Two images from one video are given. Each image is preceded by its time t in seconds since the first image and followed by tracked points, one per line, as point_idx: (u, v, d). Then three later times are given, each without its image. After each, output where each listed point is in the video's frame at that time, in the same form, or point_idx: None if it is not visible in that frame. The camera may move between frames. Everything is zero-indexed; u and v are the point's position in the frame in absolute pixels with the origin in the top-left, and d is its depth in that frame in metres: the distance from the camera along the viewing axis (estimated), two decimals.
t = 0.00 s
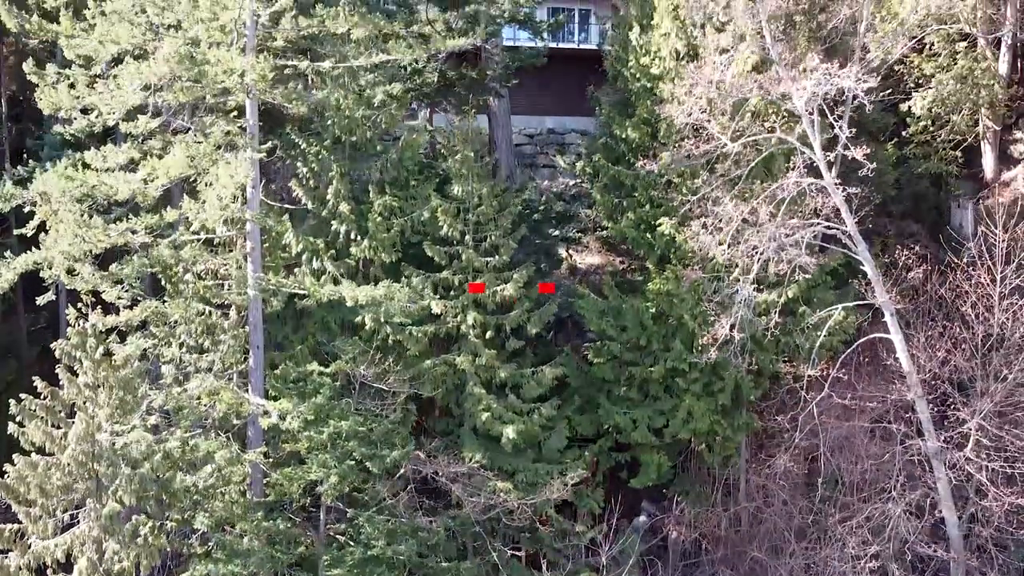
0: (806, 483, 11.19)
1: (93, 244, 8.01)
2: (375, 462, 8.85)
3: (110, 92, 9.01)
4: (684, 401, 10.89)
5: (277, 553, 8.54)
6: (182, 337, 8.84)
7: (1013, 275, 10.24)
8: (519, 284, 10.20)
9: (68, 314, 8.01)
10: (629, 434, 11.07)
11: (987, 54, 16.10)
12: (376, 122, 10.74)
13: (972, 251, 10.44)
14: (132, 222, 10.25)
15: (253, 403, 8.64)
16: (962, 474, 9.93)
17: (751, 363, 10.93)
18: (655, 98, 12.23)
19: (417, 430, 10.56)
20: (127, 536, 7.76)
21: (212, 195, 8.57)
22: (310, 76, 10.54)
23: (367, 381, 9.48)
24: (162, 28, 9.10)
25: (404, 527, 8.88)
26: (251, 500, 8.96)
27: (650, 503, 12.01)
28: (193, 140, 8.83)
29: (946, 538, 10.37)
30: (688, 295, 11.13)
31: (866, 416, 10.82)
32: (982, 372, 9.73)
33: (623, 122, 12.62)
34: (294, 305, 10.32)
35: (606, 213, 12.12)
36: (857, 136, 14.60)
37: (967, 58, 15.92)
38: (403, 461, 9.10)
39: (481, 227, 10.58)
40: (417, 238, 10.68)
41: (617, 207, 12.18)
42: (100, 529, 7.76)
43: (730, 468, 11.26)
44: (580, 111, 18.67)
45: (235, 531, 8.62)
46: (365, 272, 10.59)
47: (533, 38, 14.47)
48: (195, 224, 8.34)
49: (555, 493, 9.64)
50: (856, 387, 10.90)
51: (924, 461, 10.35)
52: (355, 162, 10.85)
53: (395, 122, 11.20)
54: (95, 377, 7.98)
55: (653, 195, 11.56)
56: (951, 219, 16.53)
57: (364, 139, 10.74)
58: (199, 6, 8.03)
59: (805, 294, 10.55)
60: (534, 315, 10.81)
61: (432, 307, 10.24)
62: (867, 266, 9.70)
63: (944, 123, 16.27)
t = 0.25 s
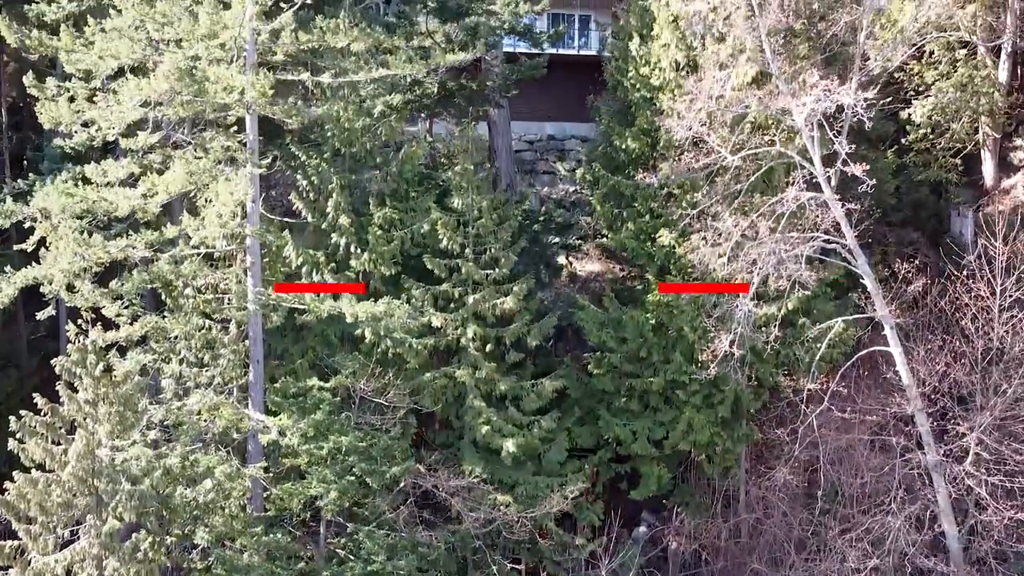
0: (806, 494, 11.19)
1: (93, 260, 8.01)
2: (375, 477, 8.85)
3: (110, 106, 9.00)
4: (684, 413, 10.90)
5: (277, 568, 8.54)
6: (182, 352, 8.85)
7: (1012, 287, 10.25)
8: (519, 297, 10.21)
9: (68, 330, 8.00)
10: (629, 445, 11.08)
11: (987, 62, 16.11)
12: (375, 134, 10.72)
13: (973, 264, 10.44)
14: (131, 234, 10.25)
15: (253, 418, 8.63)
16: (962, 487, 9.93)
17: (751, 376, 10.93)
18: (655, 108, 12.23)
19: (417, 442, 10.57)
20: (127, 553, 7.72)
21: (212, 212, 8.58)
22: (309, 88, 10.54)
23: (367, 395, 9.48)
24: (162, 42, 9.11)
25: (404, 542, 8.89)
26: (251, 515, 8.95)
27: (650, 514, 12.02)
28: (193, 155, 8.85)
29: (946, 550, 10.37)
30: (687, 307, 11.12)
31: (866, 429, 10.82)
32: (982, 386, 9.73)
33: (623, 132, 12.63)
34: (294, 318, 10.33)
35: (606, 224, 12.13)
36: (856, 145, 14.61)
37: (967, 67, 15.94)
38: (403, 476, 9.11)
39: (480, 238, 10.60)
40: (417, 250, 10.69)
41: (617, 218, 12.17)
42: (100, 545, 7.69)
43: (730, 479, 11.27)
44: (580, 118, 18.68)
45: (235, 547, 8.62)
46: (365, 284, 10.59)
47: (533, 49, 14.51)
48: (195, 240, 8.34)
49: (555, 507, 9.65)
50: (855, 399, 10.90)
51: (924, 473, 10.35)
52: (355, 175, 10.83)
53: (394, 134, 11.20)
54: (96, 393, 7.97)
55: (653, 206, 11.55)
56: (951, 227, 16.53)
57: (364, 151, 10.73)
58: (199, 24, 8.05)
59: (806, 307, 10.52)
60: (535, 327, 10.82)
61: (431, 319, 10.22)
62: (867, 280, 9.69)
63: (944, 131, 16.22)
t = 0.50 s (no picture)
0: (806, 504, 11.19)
1: (95, 274, 8.02)
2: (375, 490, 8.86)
3: (110, 118, 9.01)
4: (684, 424, 10.90)
5: None
6: (183, 365, 8.85)
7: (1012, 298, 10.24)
8: (520, 309, 10.21)
9: (69, 345, 8.01)
10: (629, 456, 11.09)
11: (987, 68, 16.11)
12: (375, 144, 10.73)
13: (973, 275, 10.44)
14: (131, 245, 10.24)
15: (253, 433, 8.60)
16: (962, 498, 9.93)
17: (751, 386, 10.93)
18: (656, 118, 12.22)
19: (417, 453, 10.58)
20: (129, 567, 7.68)
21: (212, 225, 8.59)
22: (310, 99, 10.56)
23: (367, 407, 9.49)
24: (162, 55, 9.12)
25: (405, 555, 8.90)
26: (251, 529, 8.94)
27: (650, 523, 12.03)
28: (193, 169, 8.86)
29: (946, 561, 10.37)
30: (688, 318, 11.12)
31: (866, 439, 10.82)
32: (982, 397, 9.72)
33: (623, 141, 12.63)
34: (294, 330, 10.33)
35: (607, 233, 12.13)
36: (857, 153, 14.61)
37: (967, 73, 15.94)
38: (403, 489, 9.12)
39: (480, 250, 10.60)
40: (417, 261, 10.70)
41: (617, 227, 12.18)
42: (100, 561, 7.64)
43: (730, 490, 11.27)
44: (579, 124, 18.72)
45: (235, 560, 8.62)
46: (365, 295, 10.60)
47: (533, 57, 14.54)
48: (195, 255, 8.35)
49: (555, 519, 9.65)
50: (855, 409, 10.90)
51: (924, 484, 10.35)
52: (356, 185, 10.83)
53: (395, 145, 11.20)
54: (96, 408, 7.98)
55: (653, 216, 11.57)
56: (952, 234, 16.53)
57: (364, 162, 10.73)
58: (198, 39, 8.06)
59: (805, 317, 10.53)
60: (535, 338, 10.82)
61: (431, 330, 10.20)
62: (867, 291, 9.70)
63: (944, 138, 16.27)
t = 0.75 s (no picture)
0: (806, 516, 11.17)
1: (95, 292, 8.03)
2: (376, 505, 8.87)
3: (111, 134, 9.03)
4: (684, 436, 10.91)
5: None
6: (184, 381, 8.87)
7: (1012, 312, 10.24)
8: (520, 322, 10.21)
9: (69, 362, 8.02)
10: (629, 467, 11.11)
11: (987, 76, 16.12)
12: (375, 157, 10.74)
13: (973, 288, 10.44)
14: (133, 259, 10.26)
15: (253, 448, 8.62)
16: (963, 511, 9.92)
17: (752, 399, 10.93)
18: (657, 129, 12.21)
19: (418, 465, 10.59)
20: None
21: (213, 242, 8.60)
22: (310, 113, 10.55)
23: (367, 421, 9.50)
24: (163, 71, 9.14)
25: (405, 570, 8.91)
26: (251, 545, 8.96)
27: (650, 533, 12.04)
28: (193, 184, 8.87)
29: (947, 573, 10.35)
30: (688, 329, 11.11)
31: (866, 452, 10.81)
32: (982, 411, 9.72)
33: (623, 151, 12.64)
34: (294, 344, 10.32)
35: (607, 244, 12.13)
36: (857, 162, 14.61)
37: (967, 81, 15.94)
38: (404, 504, 9.13)
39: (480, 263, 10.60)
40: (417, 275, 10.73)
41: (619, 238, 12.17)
42: None
43: (730, 501, 11.28)
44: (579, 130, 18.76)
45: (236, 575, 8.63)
46: (365, 308, 10.61)
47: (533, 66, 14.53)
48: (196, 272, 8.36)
49: (555, 532, 9.66)
50: (855, 422, 10.90)
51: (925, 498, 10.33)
52: (356, 198, 10.82)
53: (395, 157, 11.19)
54: (96, 424, 8.00)
55: (653, 228, 11.58)
56: (952, 241, 16.54)
57: (364, 175, 10.73)
58: (198, 58, 8.08)
59: (805, 331, 10.54)
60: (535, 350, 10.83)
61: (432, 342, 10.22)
62: (867, 305, 9.69)
63: (945, 146, 16.27)
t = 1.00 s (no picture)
0: (806, 527, 11.17)
1: (95, 307, 8.03)
2: (376, 519, 8.87)
3: (111, 148, 9.03)
4: (684, 447, 10.91)
5: None
6: (184, 394, 8.87)
7: (1012, 323, 10.24)
8: (520, 334, 10.21)
9: (70, 377, 8.02)
10: (629, 478, 11.11)
11: (987, 83, 16.13)
12: (375, 169, 10.75)
13: (973, 299, 10.44)
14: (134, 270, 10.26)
15: (253, 461, 8.61)
16: (963, 523, 9.91)
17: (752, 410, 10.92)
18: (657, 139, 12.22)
19: (418, 476, 10.59)
20: None
21: (213, 257, 8.61)
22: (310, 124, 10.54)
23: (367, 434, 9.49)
24: (163, 84, 9.14)
25: None
26: (251, 558, 8.96)
27: (651, 543, 12.03)
28: (194, 198, 8.88)
29: None
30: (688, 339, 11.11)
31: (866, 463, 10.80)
32: (981, 423, 9.73)
33: (624, 161, 12.63)
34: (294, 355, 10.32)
35: (608, 253, 12.12)
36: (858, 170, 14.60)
37: (967, 88, 15.94)
38: (404, 517, 9.13)
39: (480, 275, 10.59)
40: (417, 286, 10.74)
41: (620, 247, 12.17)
42: None
43: (730, 511, 11.28)
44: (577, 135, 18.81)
45: None
46: (365, 319, 10.60)
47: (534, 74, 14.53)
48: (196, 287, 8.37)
49: (555, 545, 9.65)
50: (855, 433, 10.90)
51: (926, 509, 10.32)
52: (356, 209, 10.82)
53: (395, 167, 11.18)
54: (96, 439, 8.00)
55: (653, 239, 11.58)
56: (952, 248, 16.52)
57: (365, 186, 10.72)
58: (198, 74, 8.09)
59: (805, 342, 10.52)
60: (535, 362, 10.83)
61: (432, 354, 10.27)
62: (867, 318, 9.65)
63: (945, 153, 16.28)
